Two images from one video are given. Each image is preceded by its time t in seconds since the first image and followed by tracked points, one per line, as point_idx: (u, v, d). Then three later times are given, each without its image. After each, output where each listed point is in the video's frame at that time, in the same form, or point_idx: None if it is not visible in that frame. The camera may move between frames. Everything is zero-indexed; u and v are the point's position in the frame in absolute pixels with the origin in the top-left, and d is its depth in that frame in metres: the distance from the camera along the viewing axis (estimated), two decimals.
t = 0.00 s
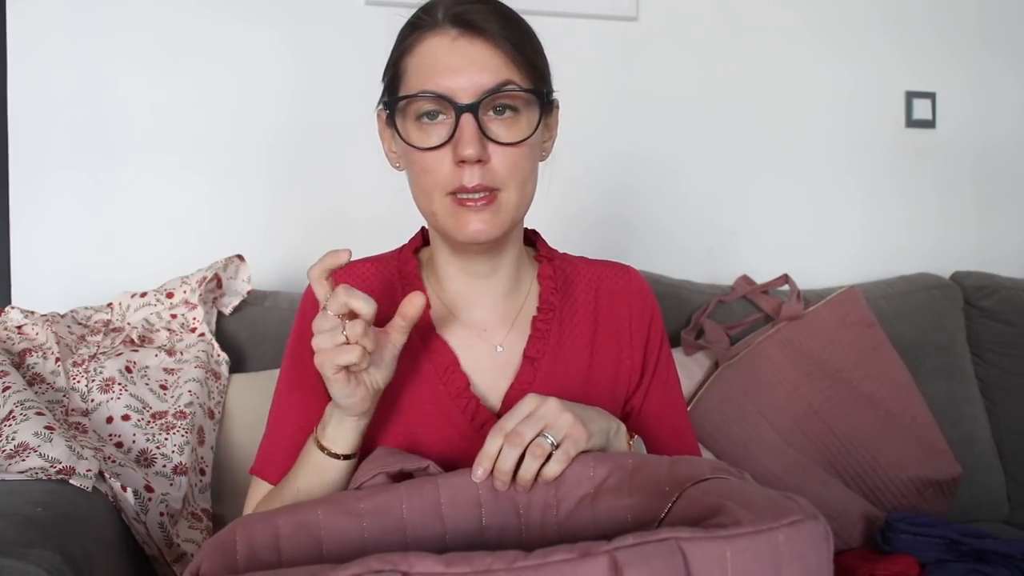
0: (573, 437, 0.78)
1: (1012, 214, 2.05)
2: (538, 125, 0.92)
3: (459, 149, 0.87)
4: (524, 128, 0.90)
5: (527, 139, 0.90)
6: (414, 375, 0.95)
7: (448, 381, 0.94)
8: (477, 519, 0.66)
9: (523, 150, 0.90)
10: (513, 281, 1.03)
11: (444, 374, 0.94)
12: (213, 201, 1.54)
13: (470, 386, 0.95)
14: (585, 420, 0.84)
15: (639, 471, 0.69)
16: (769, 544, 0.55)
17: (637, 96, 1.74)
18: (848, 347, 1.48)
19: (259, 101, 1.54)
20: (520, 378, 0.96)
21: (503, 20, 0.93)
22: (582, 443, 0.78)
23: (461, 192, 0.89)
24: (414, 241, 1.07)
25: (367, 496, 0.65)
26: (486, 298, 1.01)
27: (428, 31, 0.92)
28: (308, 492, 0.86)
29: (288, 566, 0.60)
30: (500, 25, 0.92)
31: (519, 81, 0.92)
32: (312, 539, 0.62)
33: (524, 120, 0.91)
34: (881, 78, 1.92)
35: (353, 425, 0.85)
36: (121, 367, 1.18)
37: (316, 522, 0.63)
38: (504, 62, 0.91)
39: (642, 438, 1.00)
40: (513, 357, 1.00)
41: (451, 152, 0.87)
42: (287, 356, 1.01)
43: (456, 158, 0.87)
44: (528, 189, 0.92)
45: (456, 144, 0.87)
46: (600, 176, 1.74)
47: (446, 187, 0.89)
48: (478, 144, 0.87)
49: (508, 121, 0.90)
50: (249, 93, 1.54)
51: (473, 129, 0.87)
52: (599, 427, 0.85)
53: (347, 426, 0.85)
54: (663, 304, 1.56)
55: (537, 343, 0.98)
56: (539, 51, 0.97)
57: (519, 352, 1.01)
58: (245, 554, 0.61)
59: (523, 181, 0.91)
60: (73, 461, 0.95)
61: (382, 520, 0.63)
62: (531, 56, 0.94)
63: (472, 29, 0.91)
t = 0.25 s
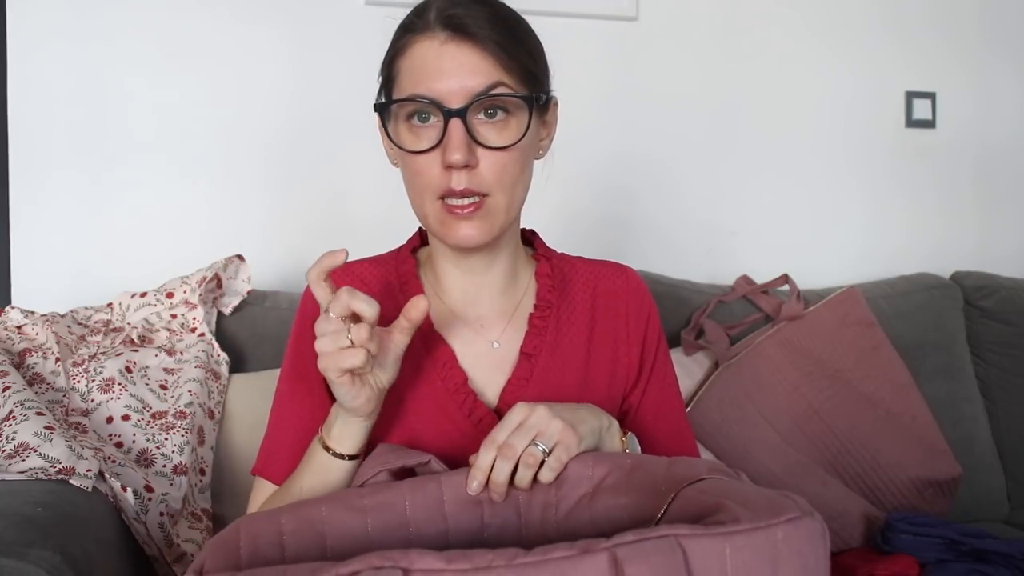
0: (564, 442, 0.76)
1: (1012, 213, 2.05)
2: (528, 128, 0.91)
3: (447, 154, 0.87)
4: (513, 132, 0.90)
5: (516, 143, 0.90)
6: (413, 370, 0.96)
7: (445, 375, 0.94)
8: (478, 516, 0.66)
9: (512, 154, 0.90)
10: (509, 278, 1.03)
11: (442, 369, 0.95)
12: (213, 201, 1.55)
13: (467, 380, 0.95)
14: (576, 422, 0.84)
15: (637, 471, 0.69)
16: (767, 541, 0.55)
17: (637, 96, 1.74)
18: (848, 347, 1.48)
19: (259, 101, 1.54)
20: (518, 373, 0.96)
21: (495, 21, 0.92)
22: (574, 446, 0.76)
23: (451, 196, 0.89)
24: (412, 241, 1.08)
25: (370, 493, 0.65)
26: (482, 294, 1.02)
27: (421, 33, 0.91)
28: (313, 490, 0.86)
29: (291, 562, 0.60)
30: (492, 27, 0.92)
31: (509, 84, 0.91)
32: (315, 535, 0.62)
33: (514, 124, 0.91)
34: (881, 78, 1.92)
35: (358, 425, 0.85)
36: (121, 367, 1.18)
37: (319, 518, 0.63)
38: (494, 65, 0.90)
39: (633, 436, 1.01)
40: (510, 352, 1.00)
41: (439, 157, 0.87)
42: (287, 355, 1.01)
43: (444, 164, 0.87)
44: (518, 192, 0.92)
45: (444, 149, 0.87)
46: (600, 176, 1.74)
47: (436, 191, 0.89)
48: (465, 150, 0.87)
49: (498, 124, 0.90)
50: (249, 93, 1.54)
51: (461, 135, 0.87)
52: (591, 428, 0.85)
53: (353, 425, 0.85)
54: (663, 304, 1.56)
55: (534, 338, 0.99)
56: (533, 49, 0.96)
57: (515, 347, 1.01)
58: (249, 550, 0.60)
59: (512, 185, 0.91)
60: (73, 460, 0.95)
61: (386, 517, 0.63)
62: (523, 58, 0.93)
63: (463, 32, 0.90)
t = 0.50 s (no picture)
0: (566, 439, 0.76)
1: (1012, 213, 2.05)
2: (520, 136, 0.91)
3: (438, 166, 0.87)
4: (505, 141, 0.90)
5: (508, 152, 0.90)
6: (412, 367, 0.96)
7: (445, 373, 0.94)
8: (480, 514, 0.66)
9: (504, 164, 0.90)
10: (508, 276, 1.03)
11: (441, 366, 0.95)
12: (213, 201, 1.55)
13: (467, 377, 0.95)
14: (578, 418, 0.84)
15: (638, 471, 0.69)
16: (769, 540, 0.55)
17: (637, 96, 1.74)
18: (848, 347, 1.48)
19: (259, 101, 1.54)
20: (518, 371, 0.96)
21: (484, 30, 0.91)
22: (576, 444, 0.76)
23: (444, 206, 0.90)
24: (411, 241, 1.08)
25: (372, 491, 0.65)
26: (481, 293, 1.02)
27: (411, 44, 0.91)
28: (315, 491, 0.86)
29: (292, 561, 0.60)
30: (481, 36, 0.91)
31: (500, 92, 0.91)
32: (316, 533, 0.62)
33: (506, 132, 0.90)
34: (881, 78, 1.92)
35: (356, 427, 0.85)
36: (120, 367, 1.18)
37: (320, 517, 0.63)
38: (485, 75, 0.89)
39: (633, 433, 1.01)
40: (509, 350, 1.00)
41: (431, 169, 0.88)
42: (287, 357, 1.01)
43: (436, 176, 0.88)
44: (511, 200, 0.93)
45: (435, 160, 0.87)
46: (600, 176, 1.74)
47: (429, 202, 0.89)
48: (456, 163, 0.87)
49: (490, 133, 0.90)
50: (249, 93, 1.54)
51: (452, 147, 0.87)
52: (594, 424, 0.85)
53: (351, 427, 0.85)
54: (663, 304, 1.56)
55: (534, 336, 0.98)
56: (524, 53, 0.95)
57: (515, 345, 1.01)
58: (249, 549, 0.60)
59: (504, 194, 0.91)
60: (73, 460, 0.95)
61: (387, 515, 0.63)
62: (514, 64, 0.92)
63: (453, 42, 0.89)
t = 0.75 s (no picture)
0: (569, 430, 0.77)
1: (1012, 213, 2.04)
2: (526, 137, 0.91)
3: (446, 168, 0.87)
4: (511, 142, 0.90)
5: (514, 153, 0.90)
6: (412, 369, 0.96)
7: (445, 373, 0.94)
8: (480, 515, 0.66)
9: (510, 165, 0.90)
10: (507, 277, 1.03)
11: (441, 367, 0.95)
12: (214, 201, 1.55)
13: (468, 377, 0.95)
14: (582, 415, 0.85)
15: (638, 470, 0.69)
16: (767, 539, 0.55)
17: (637, 96, 1.74)
18: (848, 347, 1.48)
19: (259, 101, 1.54)
20: (518, 370, 0.96)
21: (489, 31, 0.91)
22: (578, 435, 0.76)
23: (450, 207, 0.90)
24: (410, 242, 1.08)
25: (371, 491, 0.65)
26: (481, 293, 1.02)
27: (416, 45, 0.90)
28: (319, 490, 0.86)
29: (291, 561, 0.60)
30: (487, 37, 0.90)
31: (506, 93, 0.91)
32: (316, 533, 0.62)
33: (512, 134, 0.90)
34: (881, 78, 1.92)
35: (360, 429, 0.85)
36: (120, 367, 1.18)
37: (320, 517, 0.63)
38: (491, 76, 0.89)
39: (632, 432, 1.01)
40: (510, 350, 1.00)
41: (438, 170, 0.88)
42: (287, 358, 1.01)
43: (443, 177, 0.88)
44: (516, 200, 0.93)
45: (442, 161, 0.87)
46: (600, 175, 1.74)
47: (435, 203, 0.89)
48: (463, 164, 0.87)
49: (496, 135, 0.90)
50: (249, 93, 1.54)
51: (459, 148, 0.87)
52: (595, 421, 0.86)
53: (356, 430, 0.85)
54: (663, 304, 1.56)
55: (534, 336, 0.98)
56: (529, 55, 0.95)
57: (515, 345, 1.01)
58: (249, 551, 0.60)
59: (510, 195, 0.91)
60: (73, 460, 0.95)
61: (387, 515, 0.63)
62: (519, 65, 0.92)
63: (459, 43, 0.89)
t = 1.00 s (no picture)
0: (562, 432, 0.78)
1: (1012, 213, 2.05)
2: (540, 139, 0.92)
3: (464, 170, 0.87)
4: (526, 145, 0.91)
5: (529, 156, 0.91)
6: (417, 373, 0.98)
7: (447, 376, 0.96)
8: (480, 517, 0.66)
9: (525, 167, 0.91)
10: (508, 277, 1.03)
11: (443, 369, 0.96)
12: (213, 201, 1.55)
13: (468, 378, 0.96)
14: (577, 413, 0.85)
15: (639, 471, 0.69)
16: (768, 540, 0.55)
17: (637, 96, 1.74)
18: (848, 347, 1.48)
19: (259, 101, 1.54)
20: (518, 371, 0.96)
21: (504, 34, 0.91)
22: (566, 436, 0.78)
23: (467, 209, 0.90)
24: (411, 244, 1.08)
25: (372, 493, 0.65)
26: (480, 293, 1.01)
27: (430, 47, 0.90)
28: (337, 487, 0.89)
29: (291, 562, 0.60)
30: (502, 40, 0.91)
31: (520, 96, 0.91)
32: (315, 535, 0.62)
33: (526, 136, 0.91)
34: (881, 78, 1.92)
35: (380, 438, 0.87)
36: (121, 367, 1.18)
37: (320, 519, 0.62)
38: (507, 79, 0.90)
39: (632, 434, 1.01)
40: (508, 351, 1.00)
41: (456, 173, 0.88)
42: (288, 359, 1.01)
43: (461, 180, 0.88)
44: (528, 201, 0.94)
45: (460, 165, 0.87)
46: (600, 175, 1.74)
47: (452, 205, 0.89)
48: (483, 167, 0.87)
49: (510, 137, 0.90)
50: (249, 93, 1.54)
51: (478, 151, 0.87)
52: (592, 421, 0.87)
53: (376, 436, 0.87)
54: (663, 304, 1.56)
55: (533, 337, 0.99)
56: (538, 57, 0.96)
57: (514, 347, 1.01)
58: (248, 551, 0.60)
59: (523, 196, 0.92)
60: (73, 460, 0.95)
61: (387, 517, 0.63)
62: (531, 69, 0.93)
63: (475, 47, 0.89)
